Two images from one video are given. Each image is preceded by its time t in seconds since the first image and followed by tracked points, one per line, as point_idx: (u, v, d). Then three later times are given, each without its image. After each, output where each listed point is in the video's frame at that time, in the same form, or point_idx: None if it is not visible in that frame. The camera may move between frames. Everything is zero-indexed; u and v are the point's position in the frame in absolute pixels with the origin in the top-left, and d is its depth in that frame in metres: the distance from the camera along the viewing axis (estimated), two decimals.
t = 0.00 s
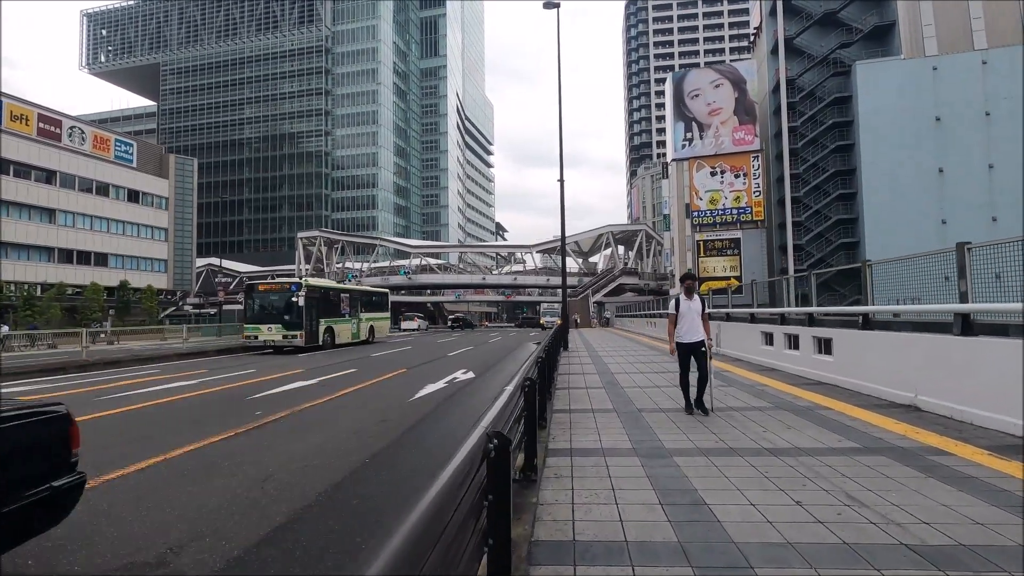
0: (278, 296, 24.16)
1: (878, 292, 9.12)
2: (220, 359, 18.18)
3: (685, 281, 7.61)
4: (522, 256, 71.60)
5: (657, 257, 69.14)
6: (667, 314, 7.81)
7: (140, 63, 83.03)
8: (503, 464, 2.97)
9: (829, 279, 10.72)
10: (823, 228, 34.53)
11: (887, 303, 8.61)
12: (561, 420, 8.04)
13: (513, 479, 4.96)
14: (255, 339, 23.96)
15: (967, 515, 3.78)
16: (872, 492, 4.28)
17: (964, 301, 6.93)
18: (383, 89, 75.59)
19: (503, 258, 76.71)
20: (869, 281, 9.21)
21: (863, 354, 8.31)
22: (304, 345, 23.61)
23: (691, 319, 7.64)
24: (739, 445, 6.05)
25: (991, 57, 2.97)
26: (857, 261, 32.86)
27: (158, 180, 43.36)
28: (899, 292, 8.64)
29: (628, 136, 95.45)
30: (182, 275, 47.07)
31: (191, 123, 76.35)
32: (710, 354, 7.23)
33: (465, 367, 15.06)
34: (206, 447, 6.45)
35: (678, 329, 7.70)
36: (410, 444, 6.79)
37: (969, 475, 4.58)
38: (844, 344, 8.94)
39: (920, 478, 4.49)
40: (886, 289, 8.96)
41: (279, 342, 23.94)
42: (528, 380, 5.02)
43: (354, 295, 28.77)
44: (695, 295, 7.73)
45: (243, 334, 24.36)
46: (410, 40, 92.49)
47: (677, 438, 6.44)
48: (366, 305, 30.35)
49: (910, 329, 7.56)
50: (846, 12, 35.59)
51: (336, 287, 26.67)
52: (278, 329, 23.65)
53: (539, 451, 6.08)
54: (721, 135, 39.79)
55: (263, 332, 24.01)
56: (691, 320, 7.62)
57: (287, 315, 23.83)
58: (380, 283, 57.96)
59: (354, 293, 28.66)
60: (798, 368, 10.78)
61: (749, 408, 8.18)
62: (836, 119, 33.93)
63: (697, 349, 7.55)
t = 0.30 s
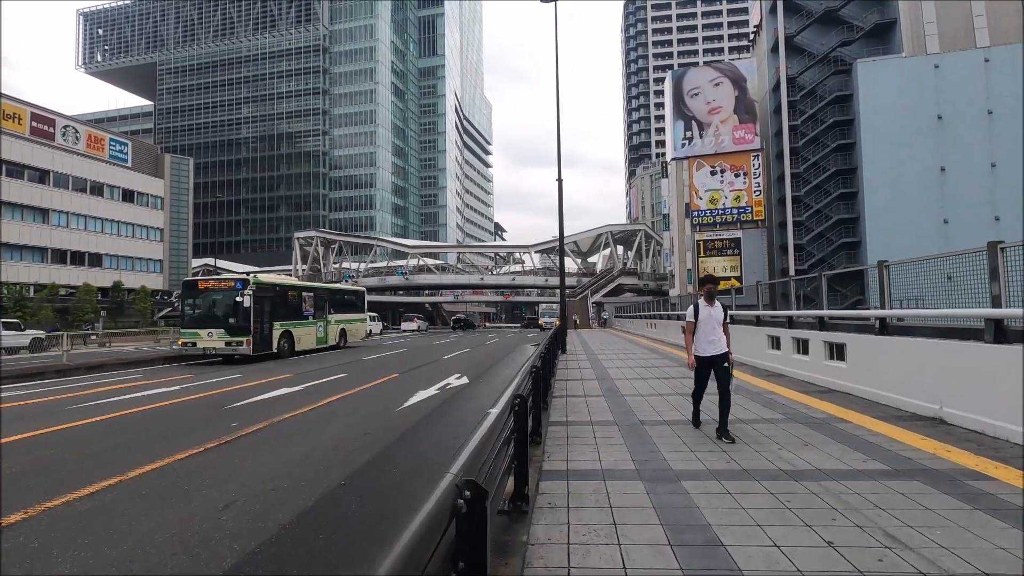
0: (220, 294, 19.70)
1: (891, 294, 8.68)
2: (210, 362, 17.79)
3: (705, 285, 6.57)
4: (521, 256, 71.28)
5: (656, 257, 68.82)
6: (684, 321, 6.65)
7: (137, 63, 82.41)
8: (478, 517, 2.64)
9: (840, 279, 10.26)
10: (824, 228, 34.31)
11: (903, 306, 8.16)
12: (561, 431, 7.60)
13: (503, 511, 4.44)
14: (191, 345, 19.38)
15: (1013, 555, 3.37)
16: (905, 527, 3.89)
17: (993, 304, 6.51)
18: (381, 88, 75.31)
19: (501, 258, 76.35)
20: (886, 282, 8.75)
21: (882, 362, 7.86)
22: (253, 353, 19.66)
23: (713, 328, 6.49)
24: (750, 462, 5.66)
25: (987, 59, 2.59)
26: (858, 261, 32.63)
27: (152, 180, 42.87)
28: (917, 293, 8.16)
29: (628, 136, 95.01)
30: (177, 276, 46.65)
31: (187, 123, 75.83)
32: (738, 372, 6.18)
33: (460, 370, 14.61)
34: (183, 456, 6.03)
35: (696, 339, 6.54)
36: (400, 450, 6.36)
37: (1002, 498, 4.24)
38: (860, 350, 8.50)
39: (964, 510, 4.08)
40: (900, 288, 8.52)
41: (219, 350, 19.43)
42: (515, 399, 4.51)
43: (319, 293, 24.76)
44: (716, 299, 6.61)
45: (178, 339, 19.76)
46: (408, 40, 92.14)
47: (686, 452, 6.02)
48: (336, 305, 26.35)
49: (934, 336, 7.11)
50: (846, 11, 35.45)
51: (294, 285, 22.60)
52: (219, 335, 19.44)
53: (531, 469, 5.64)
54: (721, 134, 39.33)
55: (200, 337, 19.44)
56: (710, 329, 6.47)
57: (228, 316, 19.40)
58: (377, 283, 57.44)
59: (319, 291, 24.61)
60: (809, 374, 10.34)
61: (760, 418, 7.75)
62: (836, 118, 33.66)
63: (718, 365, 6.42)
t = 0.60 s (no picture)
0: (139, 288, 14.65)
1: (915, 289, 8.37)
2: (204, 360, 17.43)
3: (734, 273, 5.80)
4: (520, 256, 70.99)
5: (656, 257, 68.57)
6: (709, 315, 5.90)
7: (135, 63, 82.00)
8: (449, 557, 2.29)
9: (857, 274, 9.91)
10: (825, 227, 34.05)
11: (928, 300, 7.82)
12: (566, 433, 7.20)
13: (495, 532, 4.07)
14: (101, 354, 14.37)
15: None
16: (965, 552, 3.54)
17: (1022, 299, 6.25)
18: (380, 88, 75.18)
19: (501, 258, 76.08)
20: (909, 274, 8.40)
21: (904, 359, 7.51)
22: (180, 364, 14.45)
23: (741, 323, 5.67)
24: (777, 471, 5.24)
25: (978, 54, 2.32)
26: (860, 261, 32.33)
27: (148, 179, 42.49)
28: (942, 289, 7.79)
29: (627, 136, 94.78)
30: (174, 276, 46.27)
31: (185, 123, 75.42)
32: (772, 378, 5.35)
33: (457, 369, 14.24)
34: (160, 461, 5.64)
35: (723, 337, 5.74)
36: (389, 451, 5.98)
37: None
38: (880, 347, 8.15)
39: None
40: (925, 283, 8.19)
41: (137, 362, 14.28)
42: (510, 399, 4.08)
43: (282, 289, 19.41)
44: (747, 289, 5.81)
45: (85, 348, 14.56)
46: (407, 40, 91.96)
47: (702, 462, 5.61)
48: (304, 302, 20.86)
49: (961, 332, 6.77)
50: (848, 8, 35.23)
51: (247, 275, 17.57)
52: (135, 340, 14.23)
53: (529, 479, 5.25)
54: (721, 132, 39.12)
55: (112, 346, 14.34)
56: (740, 324, 5.64)
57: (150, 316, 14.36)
58: (374, 283, 57.06)
59: (280, 286, 19.20)
60: (824, 373, 9.97)
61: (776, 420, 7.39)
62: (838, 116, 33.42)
63: (746, 368, 5.64)
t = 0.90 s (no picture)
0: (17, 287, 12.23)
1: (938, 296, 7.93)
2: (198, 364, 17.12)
3: (768, 275, 4.97)
4: (519, 257, 70.62)
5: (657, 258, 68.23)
6: (741, 326, 5.03)
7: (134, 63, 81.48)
8: None
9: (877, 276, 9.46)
10: (829, 229, 33.68)
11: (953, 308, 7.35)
12: (568, 450, 6.80)
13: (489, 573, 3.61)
14: None
15: None
16: None
17: None
18: (380, 88, 74.97)
19: (500, 259, 75.69)
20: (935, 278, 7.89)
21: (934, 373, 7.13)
22: (63, 380, 11.90)
23: (784, 336, 4.84)
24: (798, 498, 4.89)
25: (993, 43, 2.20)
26: (865, 263, 31.85)
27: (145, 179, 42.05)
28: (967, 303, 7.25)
29: (628, 136, 94.36)
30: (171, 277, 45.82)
31: (184, 123, 75.00)
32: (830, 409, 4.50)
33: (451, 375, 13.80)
34: (129, 482, 5.27)
35: (760, 352, 4.90)
36: (376, 470, 5.62)
37: None
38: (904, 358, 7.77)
39: None
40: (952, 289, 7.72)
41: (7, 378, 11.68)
42: (501, 426, 3.70)
43: (221, 289, 17.06)
44: (787, 295, 4.99)
45: None
46: (407, 40, 91.77)
47: (715, 489, 5.21)
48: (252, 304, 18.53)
49: (1000, 341, 6.34)
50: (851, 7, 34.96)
51: (169, 270, 15.30)
52: (5, 352, 11.73)
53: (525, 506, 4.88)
54: (723, 132, 38.75)
55: None
56: (784, 338, 4.80)
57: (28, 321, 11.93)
58: (372, 284, 56.71)
59: (217, 286, 16.87)
60: (841, 381, 9.60)
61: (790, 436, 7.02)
62: (841, 116, 33.14)
63: (793, 391, 4.78)
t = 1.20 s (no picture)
0: None
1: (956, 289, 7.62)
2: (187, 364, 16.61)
3: (831, 260, 3.88)
4: (518, 258, 70.29)
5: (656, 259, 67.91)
6: (785, 321, 3.93)
7: (131, 63, 81.08)
8: None
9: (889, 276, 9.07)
10: (830, 229, 33.45)
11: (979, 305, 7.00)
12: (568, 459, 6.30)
13: None
14: None
15: None
16: None
17: None
18: (378, 88, 74.86)
19: (499, 260, 75.30)
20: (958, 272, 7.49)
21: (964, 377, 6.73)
22: None
23: (841, 339, 3.87)
24: (823, 512, 4.45)
25: (998, 49, 2.55)
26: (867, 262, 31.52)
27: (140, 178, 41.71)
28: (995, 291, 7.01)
29: (627, 137, 94.06)
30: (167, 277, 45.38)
31: (181, 123, 74.57)
32: (887, 432, 3.67)
33: (443, 377, 13.26)
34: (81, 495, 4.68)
35: (812, 357, 3.91)
36: (358, 479, 5.05)
37: None
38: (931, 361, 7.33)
39: None
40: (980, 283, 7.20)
41: None
42: (480, 443, 3.26)
43: (131, 283, 13.80)
44: (845, 288, 4.00)
45: None
46: (405, 40, 91.51)
47: (734, 512, 4.59)
48: (176, 303, 15.13)
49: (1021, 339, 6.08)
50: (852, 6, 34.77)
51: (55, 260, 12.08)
52: None
53: (514, 528, 4.30)
54: (724, 131, 38.58)
55: None
56: (837, 343, 3.82)
57: None
58: (369, 285, 56.35)
59: (126, 278, 13.63)
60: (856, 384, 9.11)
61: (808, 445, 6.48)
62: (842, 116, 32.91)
63: (848, 408, 3.78)
